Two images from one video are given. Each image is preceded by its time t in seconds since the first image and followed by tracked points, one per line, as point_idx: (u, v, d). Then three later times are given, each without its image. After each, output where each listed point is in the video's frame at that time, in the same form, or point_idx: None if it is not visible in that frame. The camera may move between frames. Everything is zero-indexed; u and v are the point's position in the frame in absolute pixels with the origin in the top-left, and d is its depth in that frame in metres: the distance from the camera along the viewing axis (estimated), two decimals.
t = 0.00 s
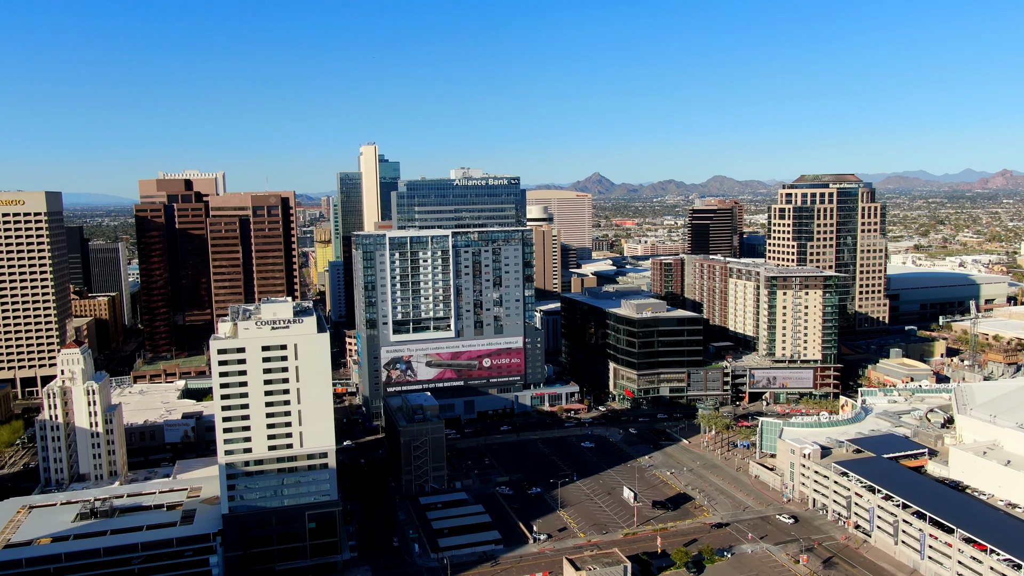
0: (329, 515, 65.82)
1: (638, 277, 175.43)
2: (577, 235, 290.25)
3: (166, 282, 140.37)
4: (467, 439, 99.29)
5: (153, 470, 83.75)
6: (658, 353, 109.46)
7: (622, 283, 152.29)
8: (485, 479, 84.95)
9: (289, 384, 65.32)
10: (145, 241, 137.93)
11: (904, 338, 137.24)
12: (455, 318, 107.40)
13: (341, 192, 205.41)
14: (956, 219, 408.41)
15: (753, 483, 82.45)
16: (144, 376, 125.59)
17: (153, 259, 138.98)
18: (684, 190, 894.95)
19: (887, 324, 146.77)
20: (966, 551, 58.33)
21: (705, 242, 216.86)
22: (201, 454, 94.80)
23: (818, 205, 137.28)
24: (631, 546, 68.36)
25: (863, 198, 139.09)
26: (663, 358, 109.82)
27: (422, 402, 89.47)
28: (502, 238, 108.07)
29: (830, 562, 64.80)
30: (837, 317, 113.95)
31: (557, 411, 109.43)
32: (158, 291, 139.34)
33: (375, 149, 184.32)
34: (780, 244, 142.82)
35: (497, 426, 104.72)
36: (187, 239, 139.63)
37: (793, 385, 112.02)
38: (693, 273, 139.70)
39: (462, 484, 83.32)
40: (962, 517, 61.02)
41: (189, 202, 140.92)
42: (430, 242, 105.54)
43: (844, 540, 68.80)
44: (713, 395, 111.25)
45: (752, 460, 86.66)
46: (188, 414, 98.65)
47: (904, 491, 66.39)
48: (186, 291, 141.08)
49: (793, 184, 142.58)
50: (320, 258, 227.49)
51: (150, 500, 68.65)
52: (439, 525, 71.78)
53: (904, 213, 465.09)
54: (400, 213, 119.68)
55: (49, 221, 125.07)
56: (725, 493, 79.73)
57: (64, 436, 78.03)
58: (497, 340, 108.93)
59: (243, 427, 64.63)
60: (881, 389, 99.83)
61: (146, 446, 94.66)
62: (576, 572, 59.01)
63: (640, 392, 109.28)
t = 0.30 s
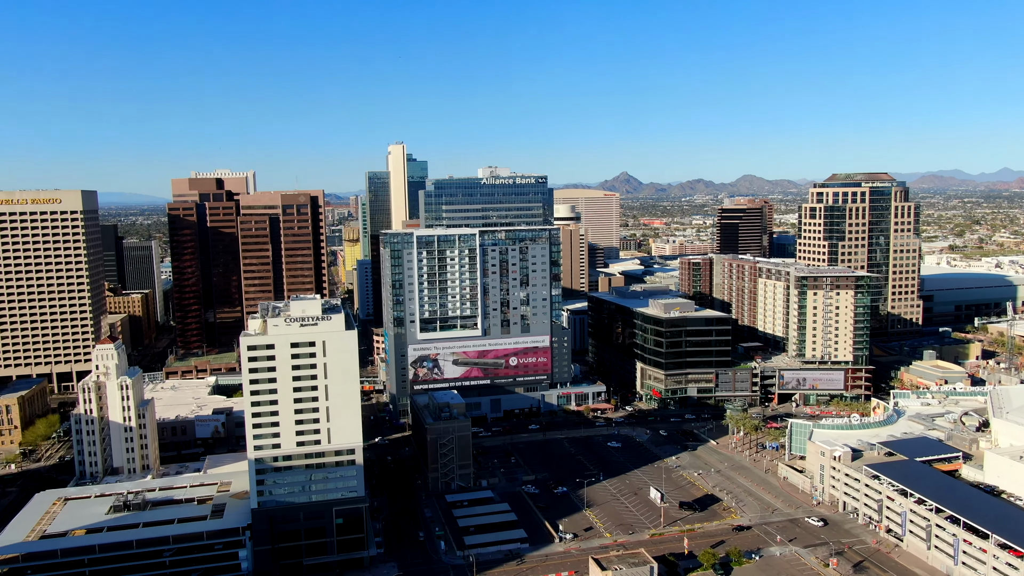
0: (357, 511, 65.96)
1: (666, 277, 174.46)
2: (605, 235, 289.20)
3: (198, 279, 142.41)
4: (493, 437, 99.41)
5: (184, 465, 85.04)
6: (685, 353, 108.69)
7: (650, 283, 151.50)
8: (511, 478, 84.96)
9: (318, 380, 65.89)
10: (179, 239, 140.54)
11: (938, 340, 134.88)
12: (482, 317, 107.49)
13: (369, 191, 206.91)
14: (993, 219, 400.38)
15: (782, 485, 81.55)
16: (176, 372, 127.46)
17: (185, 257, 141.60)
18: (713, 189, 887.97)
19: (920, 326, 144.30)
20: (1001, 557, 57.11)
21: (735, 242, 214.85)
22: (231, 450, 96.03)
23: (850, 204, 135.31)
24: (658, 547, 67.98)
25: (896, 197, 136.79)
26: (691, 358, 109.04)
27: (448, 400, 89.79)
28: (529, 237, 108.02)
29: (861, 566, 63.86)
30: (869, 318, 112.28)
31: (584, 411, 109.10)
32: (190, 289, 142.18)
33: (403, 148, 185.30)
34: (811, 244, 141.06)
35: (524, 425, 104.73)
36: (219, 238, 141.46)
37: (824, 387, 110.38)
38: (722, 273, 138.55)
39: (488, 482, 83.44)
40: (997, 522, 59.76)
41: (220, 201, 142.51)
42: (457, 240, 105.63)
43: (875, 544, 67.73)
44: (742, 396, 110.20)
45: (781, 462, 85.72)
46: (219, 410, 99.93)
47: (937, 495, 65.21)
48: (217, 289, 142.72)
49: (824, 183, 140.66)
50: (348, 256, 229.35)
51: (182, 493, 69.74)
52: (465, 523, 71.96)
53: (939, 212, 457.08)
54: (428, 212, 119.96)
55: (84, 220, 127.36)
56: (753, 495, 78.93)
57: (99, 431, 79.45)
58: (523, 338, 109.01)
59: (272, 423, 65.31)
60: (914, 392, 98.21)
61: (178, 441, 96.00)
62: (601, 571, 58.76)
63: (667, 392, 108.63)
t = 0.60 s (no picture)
0: (384, 508, 66.38)
1: (694, 277, 173.25)
2: (634, 235, 287.35)
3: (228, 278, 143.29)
4: (519, 436, 99.34)
5: (214, 460, 86.18)
6: (714, 354, 107.78)
7: (678, 282, 150.54)
8: (537, 477, 84.86)
9: (346, 377, 66.37)
10: (210, 238, 140.78)
11: (973, 342, 132.31)
12: (509, 316, 107.53)
13: (397, 190, 207.98)
14: None
15: (811, 487, 80.55)
16: (207, 368, 129.15)
17: (216, 256, 141.41)
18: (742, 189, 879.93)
19: (955, 327, 141.65)
20: None
21: (764, 242, 212.77)
22: (260, 446, 97.09)
23: (883, 204, 133.33)
24: (685, 548, 67.49)
25: (931, 197, 134.42)
26: (719, 358, 108.09)
27: (475, 399, 89.93)
28: (556, 236, 107.90)
29: (892, 571, 62.85)
30: (902, 319, 110.49)
31: (610, 411, 108.70)
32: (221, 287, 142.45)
33: (431, 148, 186.13)
34: (842, 244, 139.14)
35: (550, 424, 104.58)
36: (249, 236, 143.53)
37: (854, 389, 108.98)
38: (751, 273, 137.22)
39: (514, 481, 83.45)
40: None
41: (250, 200, 144.64)
42: (484, 240, 105.80)
43: (907, 548, 66.62)
44: (771, 397, 109.09)
45: (811, 464, 84.68)
46: (248, 406, 101.10)
47: (971, 500, 63.96)
48: (247, 287, 145.04)
49: (856, 182, 138.65)
50: (375, 255, 230.86)
51: (212, 488, 70.68)
52: (491, 521, 72.08)
53: (974, 212, 448.51)
54: (455, 211, 120.27)
55: (119, 218, 129.67)
56: (782, 497, 78.07)
57: (132, 425, 80.83)
58: (550, 338, 108.93)
59: (301, 419, 65.88)
60: (948, 394, 96.48)
61: (209, 436, 97.71)
62: (628, 571, 58.45)
63: (695, 393, 107.84)
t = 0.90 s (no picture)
0: (410, 505, 66.68)
1: (722, 277, 171.86)
2: (661, 236, 284.92)
3: (257, 276, 145.13)
4: (546, 435, 99.22)
5: (243, 455, 87.23)
6: (742, 354, 106.79)
7: (707, 282, 149.37)
8: (563, 476, 84.70)
9: (373, 375, 66.79)
10: (240, 237, 143.24)
11: (1010, 344, 129.54)
12: (535, 315, 107.49)
13: (425, 189, 208.92)
14: None
15: (841, 490, 79.47)
16: (237, 365, 130.76)
17: (246, 254, 143.86)
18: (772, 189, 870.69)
19: (991, 329, 138.83)
20: None
21: (794, 242, 210.35)
22: (289, 442, 98.15)
23: (917, 203, 131.14)
24: (711, 550, 66.95)
25: (966, 196, 131.85)
26: (748, 359, 107.08)
27: (501, 397, 89.99)
28: (583, 235, 107.59)
29: None
30: (936, 321, 108.50)
31: (637, 411, 108.18)
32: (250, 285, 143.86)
33: (459, 147, 186.69)
34: (874, 244, 137.04)
35: (577, 423, 104.37)
36: (278, 235, 144.75)
37: (886, 391, 107.28)
38: (781, 272, 135.71)
39: (540, 480, 83.35)
40: None
41: (280, 199, 145.96)
42: (511, 238, 105.86)
43: (940, 554, 65.41)
44: (800, 399, 107.81)
45: (841, 467, 83.53)
46: (277, 403, 102.25)
47: (1007, 505, 62.58)
48: (277, 285, 146.44)
49: (889, 181, 136.40)
50: (403, 254, 232.16)
51: (241, 483, 71.52)
52: (517, 520, 72.14)
53: (1011, 212, 439.01)
54: (482, 210, 120.51)
55: (152, 217, 131.88)
56: (811, 500, 77.10)
57: (163, 420, 82.09)
58: (577, 337, 108.70)
59: (329, 416, 66.45)
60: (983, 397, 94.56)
61: (238, 432, 98.78)
62: (654, 572, 58.04)
63: (723, 393, 106.91)
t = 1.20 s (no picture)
0: (436, 503, 66.90)
1: (752, 277, 170.22)
2: (690, 237, 283.34)
3: (287, 274, 146.53)
4: (572, 435, 98.96)
5: (272, 452, 88.21)
6: (771, 356, 105.65)
7: (735, 282, 147.99)
8: (589, 476, 84.42)
9: (400, 372, 67.12)
10: (270, 235, 144.69)
11: None
12: (562, 315, 107.31)
13: (452, 189, 209.58)
14: None
15: (872, 494, 78.28)
16: (266, 363, 132.18)
17: (276, 253, 145.49)
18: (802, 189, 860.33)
19: None
20: None
21: (824, 243, 207.53)
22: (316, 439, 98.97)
23: (951, 202, 128.75)
24: (739, 552, 66.27)
25: (1003, 195, 129.14)
26: (777, 360, 105.91)
27: (527, 396, 89.90)
28: (610, 234, 107.19)
29: None
30: (971, 322, 106.43)
31: (664, 411, 107.41)
32: (280, 283, 145.41)
33: (486, 146, 187.16)
34: (907, 244, 134.58)
35: (603, 423, 103.96)
36: (308, 233, 145.96)
37: (920, 394, 104.81)
38: (811, 273, 133.98)
39: (566, 480, 83.15)
40: None
41: (309, 198, 147.53)
42: (539, 238, 105.81)
43: (974, 560, 64.07)
44: (830, 401, 106.46)
45: (872, 470, 82.24)
46: (306, 400, 103.21)
47: None
48: (306, 283, 147.66)
49: (923, 180, 134.07)
50: (430, 253, 233.01)
51: (270, 478, 72.33)
52: (543, 519, 72.08)
53: None
54: (509, 209, 120.61)
55: (184, 216, 133.81)
56: (841, 503, 76.01)
57: (194, 416, 83.25)
58: (604, 337, 108.33)
59: (356, 413, 66.85)
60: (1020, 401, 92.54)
61: (267, 429, 99.62)
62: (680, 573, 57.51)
63: (751, 394, 105.82)
